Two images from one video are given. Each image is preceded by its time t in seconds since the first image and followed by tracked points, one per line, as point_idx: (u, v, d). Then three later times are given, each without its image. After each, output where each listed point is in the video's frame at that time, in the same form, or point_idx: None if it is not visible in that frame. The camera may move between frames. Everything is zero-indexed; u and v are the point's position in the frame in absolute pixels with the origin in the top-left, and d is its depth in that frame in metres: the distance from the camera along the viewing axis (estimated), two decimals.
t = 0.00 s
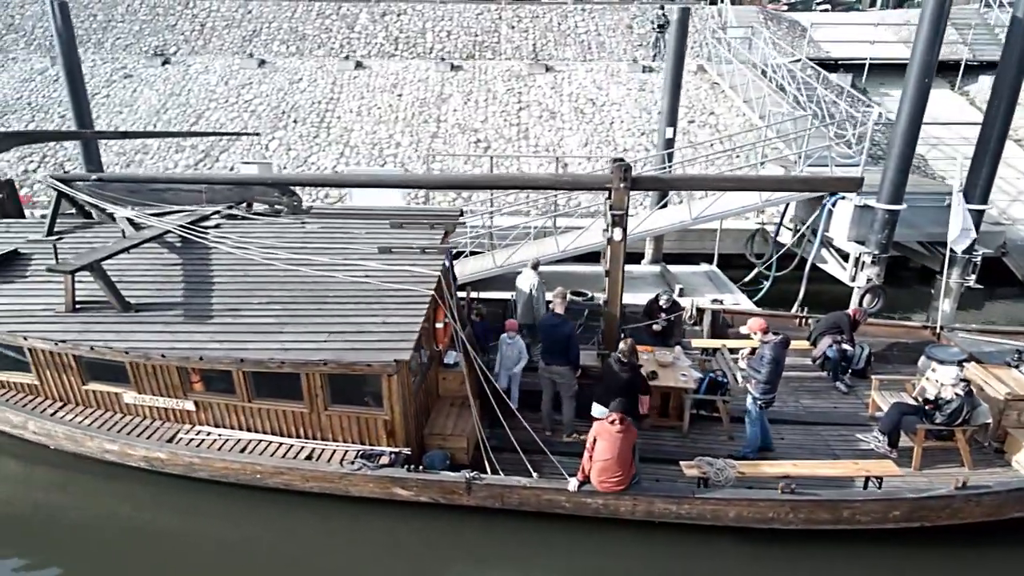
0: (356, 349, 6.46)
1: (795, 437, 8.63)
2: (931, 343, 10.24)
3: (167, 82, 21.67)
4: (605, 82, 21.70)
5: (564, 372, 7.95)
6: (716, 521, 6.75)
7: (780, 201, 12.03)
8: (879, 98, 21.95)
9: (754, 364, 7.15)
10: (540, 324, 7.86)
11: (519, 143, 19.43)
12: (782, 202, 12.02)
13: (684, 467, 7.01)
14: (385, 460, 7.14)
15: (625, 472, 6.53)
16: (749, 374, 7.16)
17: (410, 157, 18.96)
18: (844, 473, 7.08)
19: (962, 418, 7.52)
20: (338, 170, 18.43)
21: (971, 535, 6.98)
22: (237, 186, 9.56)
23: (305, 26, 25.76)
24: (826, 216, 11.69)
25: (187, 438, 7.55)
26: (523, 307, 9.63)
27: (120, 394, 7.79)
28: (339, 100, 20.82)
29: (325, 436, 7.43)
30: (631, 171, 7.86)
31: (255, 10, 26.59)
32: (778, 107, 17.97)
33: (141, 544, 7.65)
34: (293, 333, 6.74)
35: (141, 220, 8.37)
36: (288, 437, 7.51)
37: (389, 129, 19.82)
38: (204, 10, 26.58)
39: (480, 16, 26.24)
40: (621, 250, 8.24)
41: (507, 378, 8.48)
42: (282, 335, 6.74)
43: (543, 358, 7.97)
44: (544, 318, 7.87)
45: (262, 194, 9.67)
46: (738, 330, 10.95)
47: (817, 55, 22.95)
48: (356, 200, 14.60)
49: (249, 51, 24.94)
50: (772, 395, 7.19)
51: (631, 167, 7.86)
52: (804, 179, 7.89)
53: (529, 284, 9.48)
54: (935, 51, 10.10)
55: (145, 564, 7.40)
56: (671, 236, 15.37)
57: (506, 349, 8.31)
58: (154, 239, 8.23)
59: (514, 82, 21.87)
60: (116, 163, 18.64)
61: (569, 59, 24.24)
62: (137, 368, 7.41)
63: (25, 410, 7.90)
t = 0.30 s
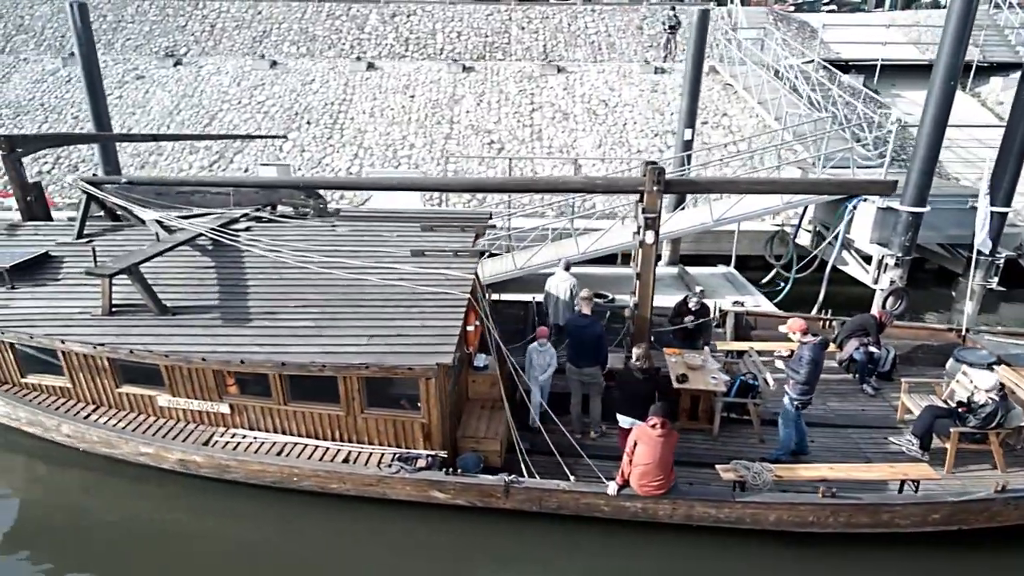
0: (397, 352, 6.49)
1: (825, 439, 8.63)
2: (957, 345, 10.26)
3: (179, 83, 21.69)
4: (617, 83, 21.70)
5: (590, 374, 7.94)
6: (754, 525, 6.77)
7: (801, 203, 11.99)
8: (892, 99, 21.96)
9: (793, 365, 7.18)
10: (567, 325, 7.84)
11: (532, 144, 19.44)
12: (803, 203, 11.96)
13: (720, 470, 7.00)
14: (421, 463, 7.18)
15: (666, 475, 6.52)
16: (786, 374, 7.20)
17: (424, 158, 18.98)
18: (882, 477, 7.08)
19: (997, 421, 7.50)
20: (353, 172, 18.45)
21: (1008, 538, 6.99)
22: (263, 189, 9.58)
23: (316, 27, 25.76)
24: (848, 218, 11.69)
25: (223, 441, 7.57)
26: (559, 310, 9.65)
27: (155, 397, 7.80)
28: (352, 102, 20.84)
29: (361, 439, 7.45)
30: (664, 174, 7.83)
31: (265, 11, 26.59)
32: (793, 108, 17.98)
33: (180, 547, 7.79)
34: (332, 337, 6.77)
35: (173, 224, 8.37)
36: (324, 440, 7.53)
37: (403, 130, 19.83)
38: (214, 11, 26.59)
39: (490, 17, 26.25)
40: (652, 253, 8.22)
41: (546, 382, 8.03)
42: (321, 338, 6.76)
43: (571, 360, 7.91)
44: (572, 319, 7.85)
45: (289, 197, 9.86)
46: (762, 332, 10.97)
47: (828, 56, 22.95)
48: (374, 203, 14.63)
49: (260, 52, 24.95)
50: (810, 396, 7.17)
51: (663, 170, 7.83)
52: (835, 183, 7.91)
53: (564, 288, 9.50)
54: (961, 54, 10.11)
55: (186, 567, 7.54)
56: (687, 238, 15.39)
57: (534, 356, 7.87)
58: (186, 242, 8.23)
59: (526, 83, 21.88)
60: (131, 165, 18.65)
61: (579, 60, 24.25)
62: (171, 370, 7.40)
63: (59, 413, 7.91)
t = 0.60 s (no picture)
0: (439, 354, 6.53)
1: (855, 440, 8.65)
2: (981, 347, 10.31)
3: (193, 84, 21.74)
4: (629, 84, 21.73)
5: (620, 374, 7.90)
6: (792, 527, 6.80)
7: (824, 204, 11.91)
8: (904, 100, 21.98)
9: (832, 365, 7.21)
10: (602, 326, 7.84)
11: (546, 145, 19.48)
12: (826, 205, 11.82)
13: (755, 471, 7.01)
14: (458, 465, 7.21)
15: (708, 477, 6.54)
16: (825, 374, 7.23)
17: (438, 159, 19.02)
18: (917, 479, 7.11)
19: None
20: (368, 173, 18.50)
21: None
22: (291, 191, 9.60)
23: (326, 28, 25.79)
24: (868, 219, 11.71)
25: (259, 443, 7.61)
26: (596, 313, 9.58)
27: (190, 399, 7.83)
28: (365, 103, 20.88)
29: (397, 440, 7.49)
30: (698, 176, 7.84)
31: (275, 12, 26.62)
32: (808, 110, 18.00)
33: (216, 549, 7.84)
34: (373, 339, 6.82)
35: (206, 226, 8.40)
36: (360, 441, 7.57)
37: (417, 132, 19.87)
38: (225, 12, 26.62)
39: (500, 18, 26.26)
40: (684, 254, 8.25)
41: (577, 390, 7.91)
42: (362, 341, 6.80)
43: (601, 360, 7.85)
44: (607, 319, 7.86)
45: (315, 199, 9.76)
46: (785, 333, 11.03)
47: (840, 58, 22.97)
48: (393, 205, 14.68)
49: (271, 53, 24.98)
50: (849, 397, 7.18)
51: (697, 173, 7.85)
52: (867, 185, 7.93)
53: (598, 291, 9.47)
54: (986, 56, 10.13)
55: (220, 570, 7.56)
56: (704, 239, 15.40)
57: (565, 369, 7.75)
58: (220, 245, 8.26)
59: (538, 84, 21.91)
60: (146, 166, 18.70)
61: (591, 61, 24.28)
62: (208, 372, 7.43)
63: (94, 414, 7.94)
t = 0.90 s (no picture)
0: (479, 355, 6.56)
1: (885, 441, 8.67)
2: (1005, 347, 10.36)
3: (205, 85, 21.77)
4: (641, 84, 21.75)
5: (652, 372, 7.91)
6: (830, 527, 6.82)
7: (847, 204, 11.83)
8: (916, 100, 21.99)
9: (872, 365, 7.21)
10: (639, 325, 7.82)
11: (560, 146, 19.50)
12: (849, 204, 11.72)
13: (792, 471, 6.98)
14: (495, 466, 7.22)
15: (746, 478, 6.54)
16: (864, 373, 7.24)
17: (452, 160, 19.04)
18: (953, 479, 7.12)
19: None
20: (383, 173, 18.54)
21: None
22: (318, 192, 9.58)
23: (336, 28, 25.80)
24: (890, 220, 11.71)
25: (295, 444, 7.63)
26: (627, 315, 9.60)
27: (225, 400, 7.84)
28: (378, 104, 20.90)
29: (432, 441, 7.50)
30: (730, 178, 7.88)
31: (285, 12, 26.62)
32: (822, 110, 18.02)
33: (250, 549, 7.85)
34: (411, 340, 6.86)
35: (238, 227, 8.41)
36: (394, 441, 7.59)
37: (430, 132, 19.89)
38: (235, 12, 26.63)
39: (510, 18, 26.25)
40: (715, 256, 8.26)
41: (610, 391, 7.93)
42: (401, 341, 6.85)
43: (634, 360, 7.93)
44: (644, 319, 7.83)
45: (342, 200, 9.77)
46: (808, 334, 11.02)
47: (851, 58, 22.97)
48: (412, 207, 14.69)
49: (281, 53, 25.01)
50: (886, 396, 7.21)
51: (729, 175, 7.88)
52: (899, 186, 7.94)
53: (624, 293, 9.47)
54: (1010, 58, 10.14)
55: (255, 570, 7.57)
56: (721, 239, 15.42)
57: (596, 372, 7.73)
58: (252, 246, 8.28)
59: (550, 84, 21.93)
60: (161, 166, 18.74)
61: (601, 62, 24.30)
62: (244, 373, 7.45)
63: (128, 415, 7.96)
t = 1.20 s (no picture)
0: (518, 355, 6.56)
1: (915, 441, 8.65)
2: None
3: (217, 85, 21.78)
4: (653, 84, 21.73)
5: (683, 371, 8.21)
6: (868, 527, 6.81)
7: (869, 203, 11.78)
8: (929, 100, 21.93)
9: (910, 362, 7.24)
10: (674, 323, 8.04)
11: (574, 145, 19.48)
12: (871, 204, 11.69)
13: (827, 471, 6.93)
14: (530, 466, 7.21)
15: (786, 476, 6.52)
16: (902, 370, 7.27)
17: (466, 159, 19.03)
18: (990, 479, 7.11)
19: None
20: (397, 173, 18.55)
21: None
22: (344, 191, 9.53)
23: (347, 28, 25.78)
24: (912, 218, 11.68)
25: (328, 443, 7.63)
26: (649, 313, 9.49)
27: (257, 399, 7.84)
28: (391, 103, 20.89)
29: (466, 441, 7.50)
30: (764, 178, 7.84)
31: (295, 12, 26.61)
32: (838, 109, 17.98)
33: (282, 548, 7.85)
34: (449, 340, 6.86)
35: (268, 227, 8.40)
36: (428, 441, 7.59)
37: (444, 132, 19.89)
38: (245, 12, 26.63)
39: (520, 18, 26.21)
40: (747, 255, 8.23)
41: (641, 389, 7.88)
42: (439, 341, 6.85)
43: (669, 359, 8.12)
44: (679, 318, 8.04)
45: (367, 200, 9.58)
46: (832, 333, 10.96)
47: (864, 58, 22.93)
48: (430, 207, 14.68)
49: (293, 53, 25.01)
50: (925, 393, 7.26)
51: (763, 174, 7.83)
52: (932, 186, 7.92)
53: (645, 292, 9.34)
54: None
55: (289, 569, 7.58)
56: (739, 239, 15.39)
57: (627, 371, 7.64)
58: (283, 246, 8.27)
59: (562, 84, 21.91)
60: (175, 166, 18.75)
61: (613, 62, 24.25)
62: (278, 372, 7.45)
63: (160, 415, 7.96)
